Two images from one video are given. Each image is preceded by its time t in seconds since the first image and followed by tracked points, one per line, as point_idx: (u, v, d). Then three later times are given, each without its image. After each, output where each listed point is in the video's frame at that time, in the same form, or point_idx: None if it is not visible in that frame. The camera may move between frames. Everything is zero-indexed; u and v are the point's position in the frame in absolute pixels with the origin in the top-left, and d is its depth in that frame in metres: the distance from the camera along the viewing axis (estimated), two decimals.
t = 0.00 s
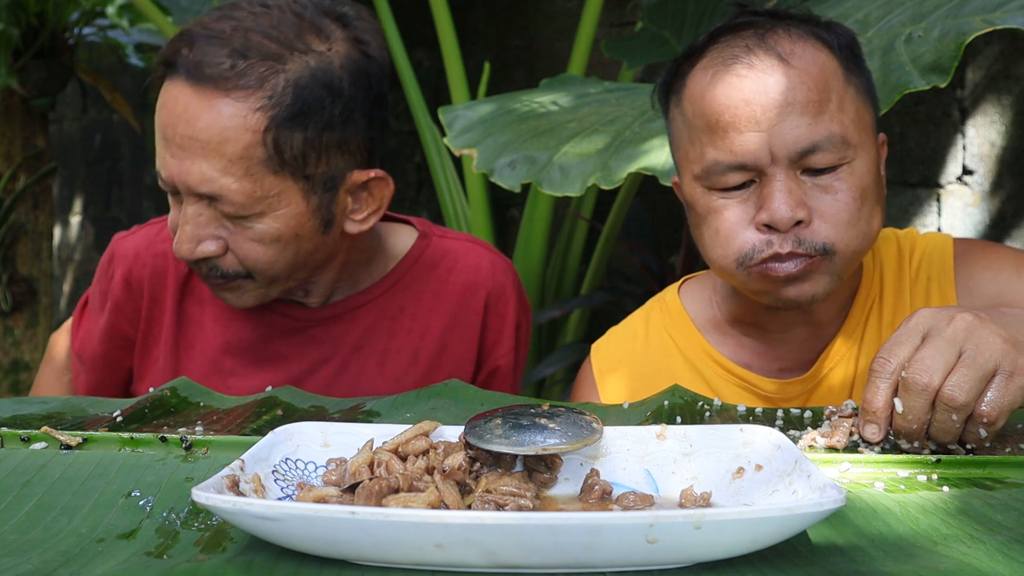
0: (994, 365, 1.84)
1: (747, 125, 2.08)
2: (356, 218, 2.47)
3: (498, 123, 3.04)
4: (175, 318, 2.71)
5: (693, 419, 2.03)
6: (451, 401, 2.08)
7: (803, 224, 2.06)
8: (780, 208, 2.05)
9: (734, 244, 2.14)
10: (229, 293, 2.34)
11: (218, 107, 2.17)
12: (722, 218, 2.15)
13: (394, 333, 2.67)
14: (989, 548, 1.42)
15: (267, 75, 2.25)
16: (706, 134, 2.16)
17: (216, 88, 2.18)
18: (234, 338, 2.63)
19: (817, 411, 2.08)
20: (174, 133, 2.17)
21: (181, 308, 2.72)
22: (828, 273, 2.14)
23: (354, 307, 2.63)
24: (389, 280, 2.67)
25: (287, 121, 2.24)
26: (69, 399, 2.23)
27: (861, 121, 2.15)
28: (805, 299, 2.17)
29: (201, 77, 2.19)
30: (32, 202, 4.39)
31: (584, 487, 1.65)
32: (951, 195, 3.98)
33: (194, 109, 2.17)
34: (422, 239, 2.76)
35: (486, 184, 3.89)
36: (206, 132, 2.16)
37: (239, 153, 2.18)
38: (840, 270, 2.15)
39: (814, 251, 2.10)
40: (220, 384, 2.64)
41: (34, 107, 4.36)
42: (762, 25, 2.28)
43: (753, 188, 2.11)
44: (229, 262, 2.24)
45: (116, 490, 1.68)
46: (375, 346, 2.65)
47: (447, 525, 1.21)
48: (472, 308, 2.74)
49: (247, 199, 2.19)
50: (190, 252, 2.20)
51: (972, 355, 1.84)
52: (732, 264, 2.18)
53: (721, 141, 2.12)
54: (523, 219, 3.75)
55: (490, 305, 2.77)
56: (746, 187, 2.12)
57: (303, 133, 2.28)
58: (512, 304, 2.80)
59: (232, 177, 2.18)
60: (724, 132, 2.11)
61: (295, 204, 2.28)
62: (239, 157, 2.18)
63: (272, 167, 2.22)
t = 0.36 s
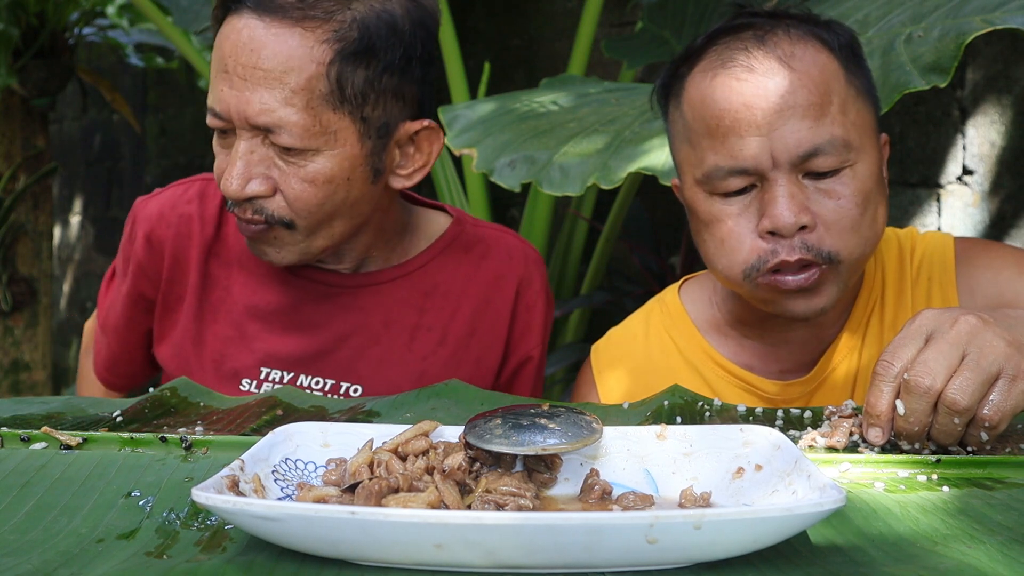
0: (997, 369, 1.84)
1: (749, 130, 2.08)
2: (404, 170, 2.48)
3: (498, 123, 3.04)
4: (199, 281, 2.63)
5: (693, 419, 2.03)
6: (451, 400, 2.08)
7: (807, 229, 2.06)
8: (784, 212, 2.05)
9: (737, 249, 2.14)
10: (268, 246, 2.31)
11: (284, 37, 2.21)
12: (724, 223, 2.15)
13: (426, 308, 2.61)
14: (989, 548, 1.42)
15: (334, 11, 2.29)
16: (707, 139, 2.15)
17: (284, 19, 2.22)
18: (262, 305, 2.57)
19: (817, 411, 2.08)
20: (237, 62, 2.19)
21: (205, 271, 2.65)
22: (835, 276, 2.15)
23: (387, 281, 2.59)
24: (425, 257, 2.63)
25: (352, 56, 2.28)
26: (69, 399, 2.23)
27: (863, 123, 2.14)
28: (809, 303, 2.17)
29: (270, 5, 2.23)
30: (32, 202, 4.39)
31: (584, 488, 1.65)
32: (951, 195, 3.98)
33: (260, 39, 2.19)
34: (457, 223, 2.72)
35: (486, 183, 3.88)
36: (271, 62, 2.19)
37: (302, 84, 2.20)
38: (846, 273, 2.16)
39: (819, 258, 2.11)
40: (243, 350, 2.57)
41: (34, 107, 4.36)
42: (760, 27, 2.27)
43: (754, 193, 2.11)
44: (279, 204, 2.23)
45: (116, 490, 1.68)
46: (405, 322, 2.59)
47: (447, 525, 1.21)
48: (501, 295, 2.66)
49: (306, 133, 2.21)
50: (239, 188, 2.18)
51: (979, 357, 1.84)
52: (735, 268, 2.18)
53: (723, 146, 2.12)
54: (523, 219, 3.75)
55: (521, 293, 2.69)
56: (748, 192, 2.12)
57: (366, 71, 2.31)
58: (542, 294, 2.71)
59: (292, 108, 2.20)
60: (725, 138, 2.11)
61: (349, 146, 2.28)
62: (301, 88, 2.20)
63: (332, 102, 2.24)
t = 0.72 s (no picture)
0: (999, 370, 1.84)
1: (748, 131, 2.08)
2: (410, 164, 2.46)
3: (498, 123, 3.04)
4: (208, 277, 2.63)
5: (693, 419, 2.03)
6: (451, 400, 2.08)
7: (807, 230, 2.06)
8: (783, 213, 2.05)
9: (737, 250, 2.14)
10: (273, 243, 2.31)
11: (285, 33, 2.21)
12: (724, 225, 2.15)
13: (433, 308, 2.60)
14: (989, 548, 1.42)
15: (333, 6, 2.29)
16: (705, 140, 2.15)
17: (285, 16, 2.23)
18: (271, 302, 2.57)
19: (818, 411, 2.08)
20: (239, 60, 2.19)
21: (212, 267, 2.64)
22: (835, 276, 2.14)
23: (396, 281, 2.58)
24: (436, 256, 2.62)
25: (352, 52, 2.27)
26: (69, 399, 2.23)
27: (862, 123, 2.15)
28: (810, 305, 2.17)
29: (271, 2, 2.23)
30: (32, 202, 4.39)
31: (584, 487, 1.65)
32: (951, 195, 3.98)
33: (261, 35, 2.20)
34: (468, 225, 2.71)
35: (486, 183, 3.88)
36: (272, 58, 2.19)
37: (303, 80, 2.20)
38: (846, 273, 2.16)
39: (820, 258, 2.10)
40: (249, 345, 2.57)
41: (34, 107, 4.36)
42: (757, 27, 2.27)
43: (754, 194, 2.11)
44: (284, 201, 2.23)
45: (116, 490, 1.68)
46: (412, 321, 2.58)
47: (447, 525, 1.21)
48: (510, 296, 2.65)
49: (308, 129, 2.21)
50: (244, 185, 2.18)
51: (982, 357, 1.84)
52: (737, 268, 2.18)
53: (722, 146, 2.12)
54: (523, 219, 3.75)
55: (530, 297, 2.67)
56: (748, 193, 2.12)
57: (366, 66, 2.30)
58: (551, 299, 2.69)
59: (294, 104, 2.20)
60: (724, 139, 2.11)
61: (351, 143, 2.28)
62: (302, 84, 2.20)
63: (334, 98, 2.24)
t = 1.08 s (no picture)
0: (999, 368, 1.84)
1: (755, 128, 2.08)
2: (414, 169, 2.44)
3: (498, 123, 3.04)
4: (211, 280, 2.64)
5: (693, 419, 2.03)
6: (451, 400, 2.08)
7: (814, 227, 2.06)
8: (790, 210, 2.05)
9: (743, 248, 2.13)
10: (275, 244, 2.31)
11: (298, 32, 2.21)
12: (730, 222, 2.14)
13: (432, 311, 2.60)
14: (989, 548, 1.42)
15: (348, 7, 2.29)
16: (713, 137, 2.16)
17: (299, 16, 2.23)
18: (271, 305, 2.57)
19: (818, 411, 2.08)
20: (251, 56, 2.19)
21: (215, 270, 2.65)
22: (840, 273, 2.13)
23: (395, 283, 2.58)
24: (436, 258, 2.62)
25: (365, 53, 2.27)
26: (70, 399, 2.23)
27: (868, 123, 2.15)
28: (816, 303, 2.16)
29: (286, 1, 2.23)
30: (32, 202, 4.39)
31: (584, 487, 1.65)
32: (951, 195, 3.98)
33: (276, 32, 2.20)
34: (467, 226, 2.70)
35: (486, 183, 3.88)
36: (285, 57, 2.19)
37: (315, 79, 2.20)
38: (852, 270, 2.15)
39: (825, 255, 2.09)
40: (249, 349, 2.57)
41: (34, 107, 4.36)
42: (766, 26, 2.27)
43: (761, 191, 2.11)
44: (283, 202, 2.22)
45: (116, 490, 1.68)
46: (411, 324, 2.58)
47: (447, 525, 1.21)
48: (510, 299, 2.65)
49: (317, 129, 2.21)
50: (249, 183, 2.18)
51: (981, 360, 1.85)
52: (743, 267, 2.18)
53: (730, 144, 2.12)
54: (523, 219, 3.75)
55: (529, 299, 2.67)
56: (754, 190, 2.12)
57: (378, 68, 2.30)
58: (550, 301, 2.69)
59: (305, 103, 2.20)
60: (733, 136, 2.11)
61: (359, 144, 2.28)
62: (314, 83, 2.20)
63: (344, 98, 2.24)
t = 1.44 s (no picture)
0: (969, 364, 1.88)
1: (759, 116, 2.09)
2: (372, 171, 2.37)
3: (498, 123, 3.04)
4: (203, 271, 2.62)
5: (693, 419, 2.03)
6: (451, 400, 2.09)
7: (817, 212, 2.06)
8: (794, 195, 2.05)
9: (748, 234, 2.14)
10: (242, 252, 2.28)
11: (238, 41, 2.15)
12: (735, 207, 2.15)
13: (409, 319, 2.54)
14: (988, 548, 1.42)
15: (288, 12, 2.22)
16: (718, 125, 2.16)
17: (241, 24, 2.17)
18: (247, 304, 2.55)
19: (818, 411, 2.08)
20: (196, 69, 2.15)
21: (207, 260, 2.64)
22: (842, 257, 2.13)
23: (371, 290, 2.52)
24: (414, 265, 2.54)
25: (307, 59, 2.21)
26: (70, 399, 2.23)
27: (869, 111, 2.15)
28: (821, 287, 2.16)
29: (229, 11, 2.18)
30: (32, 202, 4.39)
31: (584, 487, 1.65)
32: (951, 195, 3.99)
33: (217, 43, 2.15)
34: (453, 233, 2.62)
35: (486, 184, 3.87)
36: (226, 67, 2.14)
37: (258, 88, 2.15)
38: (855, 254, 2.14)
39: (829, 238, 2.09)
40: (224, 350, 2.55)
41: (34, 107, 4.36)
42: (769, 17, 2.27)
43: (765, 176, 2.11)
44: (241, 212, 2.18)
45: (116, 490, 1.68)
46: (385, 331, 2.53)
47: (447, 525, 1.21)
48: (485, 311, 2.56)
49: (263, 137, 2.15)
50: (204, 196, 2.14)
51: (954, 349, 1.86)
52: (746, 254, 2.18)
53: (734, 131, 2.12)
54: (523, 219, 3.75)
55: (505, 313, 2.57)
56: (759, 176, 2.12)
57: (323, 72, 2.24)
58: (528, 316, 2.58)
59: (250, 113, 2.14)
60: (737, 123, 2.12)
61: (309, 149, 2.22)
62: (257, 92, 2.14)
63: (290, 105, 2.18)
